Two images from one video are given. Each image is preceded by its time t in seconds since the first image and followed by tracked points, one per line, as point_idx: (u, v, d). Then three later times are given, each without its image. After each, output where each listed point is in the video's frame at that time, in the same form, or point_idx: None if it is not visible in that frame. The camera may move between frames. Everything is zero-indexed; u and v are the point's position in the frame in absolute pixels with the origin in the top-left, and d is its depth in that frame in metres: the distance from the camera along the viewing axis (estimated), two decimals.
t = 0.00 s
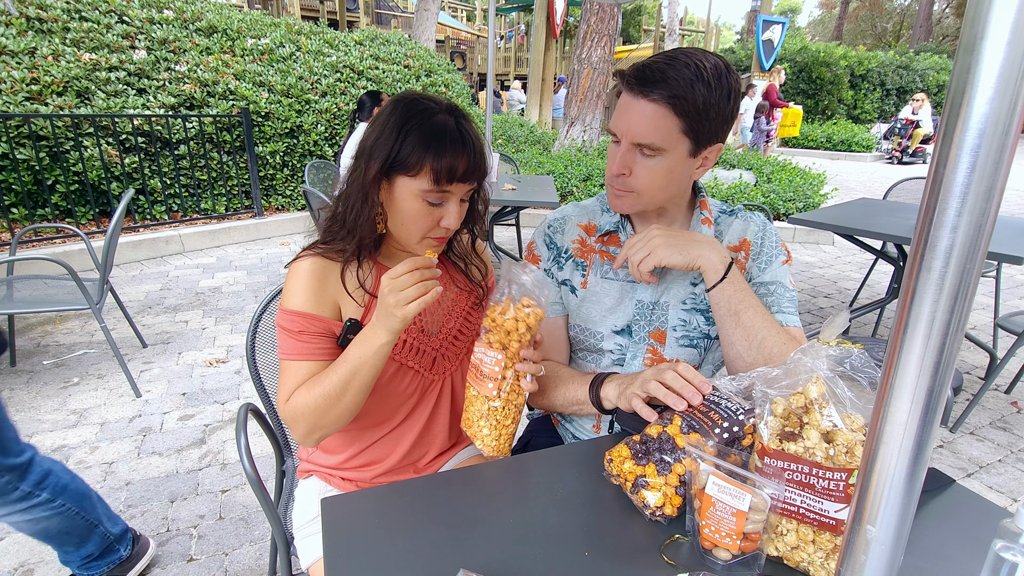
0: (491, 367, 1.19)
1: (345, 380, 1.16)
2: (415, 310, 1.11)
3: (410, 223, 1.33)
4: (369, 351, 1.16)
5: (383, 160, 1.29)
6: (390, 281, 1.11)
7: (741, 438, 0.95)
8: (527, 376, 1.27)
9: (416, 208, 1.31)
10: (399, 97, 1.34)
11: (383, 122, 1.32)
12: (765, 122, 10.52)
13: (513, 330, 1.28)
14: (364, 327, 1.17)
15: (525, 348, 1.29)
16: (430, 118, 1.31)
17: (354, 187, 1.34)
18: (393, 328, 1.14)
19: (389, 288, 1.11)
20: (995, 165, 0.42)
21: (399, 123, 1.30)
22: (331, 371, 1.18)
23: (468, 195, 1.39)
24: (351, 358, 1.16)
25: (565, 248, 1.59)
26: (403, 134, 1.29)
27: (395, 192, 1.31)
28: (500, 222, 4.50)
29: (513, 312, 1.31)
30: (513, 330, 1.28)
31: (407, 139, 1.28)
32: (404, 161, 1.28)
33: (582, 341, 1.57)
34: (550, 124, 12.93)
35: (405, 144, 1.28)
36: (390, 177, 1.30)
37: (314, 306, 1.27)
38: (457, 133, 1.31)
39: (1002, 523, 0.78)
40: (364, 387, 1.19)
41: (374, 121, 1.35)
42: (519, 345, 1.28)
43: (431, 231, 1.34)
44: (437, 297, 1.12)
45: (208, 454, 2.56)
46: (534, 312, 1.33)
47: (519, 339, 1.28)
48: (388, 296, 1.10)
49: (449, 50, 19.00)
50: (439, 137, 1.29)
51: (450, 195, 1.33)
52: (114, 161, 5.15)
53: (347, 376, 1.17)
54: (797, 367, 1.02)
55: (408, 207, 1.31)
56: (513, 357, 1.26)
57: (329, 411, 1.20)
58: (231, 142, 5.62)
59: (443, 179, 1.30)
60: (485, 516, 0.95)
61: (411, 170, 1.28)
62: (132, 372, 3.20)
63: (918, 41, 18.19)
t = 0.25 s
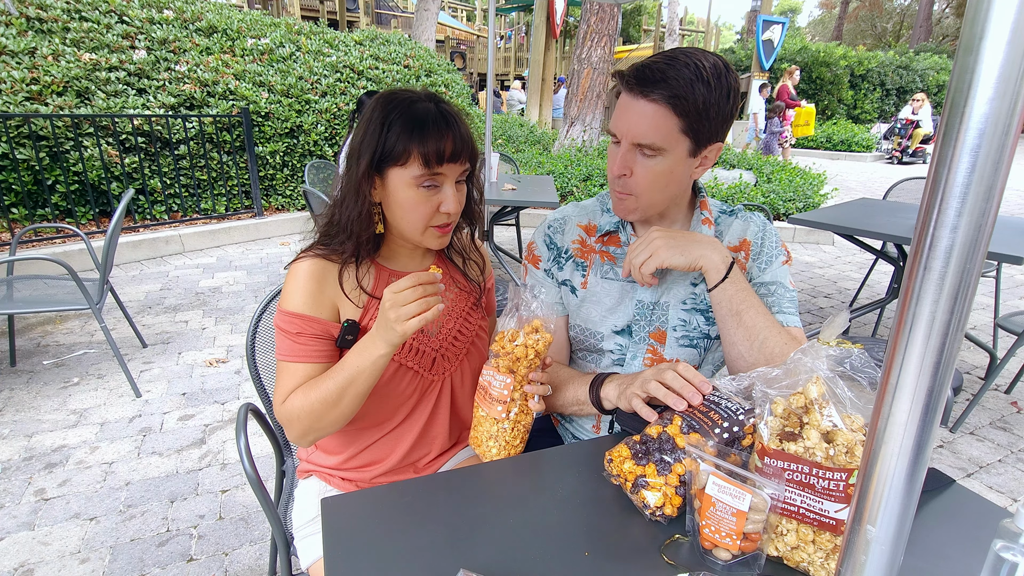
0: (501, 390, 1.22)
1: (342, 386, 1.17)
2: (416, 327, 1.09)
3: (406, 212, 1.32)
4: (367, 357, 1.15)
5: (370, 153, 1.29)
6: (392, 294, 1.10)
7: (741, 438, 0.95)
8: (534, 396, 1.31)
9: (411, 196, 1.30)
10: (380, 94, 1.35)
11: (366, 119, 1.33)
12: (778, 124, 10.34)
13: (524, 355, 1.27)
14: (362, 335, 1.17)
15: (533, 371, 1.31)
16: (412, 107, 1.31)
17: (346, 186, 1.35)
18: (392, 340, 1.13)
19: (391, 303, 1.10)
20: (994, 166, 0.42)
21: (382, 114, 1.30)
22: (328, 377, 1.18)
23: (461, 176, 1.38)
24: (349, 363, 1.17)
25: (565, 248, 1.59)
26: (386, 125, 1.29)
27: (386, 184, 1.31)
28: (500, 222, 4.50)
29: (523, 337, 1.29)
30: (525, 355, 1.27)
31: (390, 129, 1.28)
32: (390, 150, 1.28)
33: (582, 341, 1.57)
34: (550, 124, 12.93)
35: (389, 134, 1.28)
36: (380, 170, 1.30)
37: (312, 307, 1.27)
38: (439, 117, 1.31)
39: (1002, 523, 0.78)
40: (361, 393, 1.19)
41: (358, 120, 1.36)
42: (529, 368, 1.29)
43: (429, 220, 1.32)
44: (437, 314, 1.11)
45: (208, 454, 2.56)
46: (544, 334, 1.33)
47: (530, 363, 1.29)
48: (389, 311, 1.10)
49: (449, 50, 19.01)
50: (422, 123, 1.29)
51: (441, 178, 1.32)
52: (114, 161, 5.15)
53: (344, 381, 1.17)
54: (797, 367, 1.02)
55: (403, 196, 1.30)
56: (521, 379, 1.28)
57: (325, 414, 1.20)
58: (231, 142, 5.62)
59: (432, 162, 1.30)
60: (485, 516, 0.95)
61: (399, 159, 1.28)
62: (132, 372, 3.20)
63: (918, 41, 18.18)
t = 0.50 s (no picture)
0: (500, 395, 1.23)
1: (342, 384, 1.17)
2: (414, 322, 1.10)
3: (399, 208, 1.32)
4: (368, 355, 1.15)
5: (361, 151, 1.31)
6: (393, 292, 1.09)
7: (741, 438, 0.95)
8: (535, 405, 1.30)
9: (403, 191, 1.30)
10: (371, 93, 1.37)
11: (358, 118, 1.35)
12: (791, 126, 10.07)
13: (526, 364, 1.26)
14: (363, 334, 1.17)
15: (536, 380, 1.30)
16: (401, 103, 1.32)
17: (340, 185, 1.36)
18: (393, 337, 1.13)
19: (389, 299, 1.10)
20: (996, 166, 0.42)
21: (370, 112, 1.32)
22: (329, 375, 1.19)
23: (453, 169, 1.38)
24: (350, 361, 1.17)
25: (565, 249, 1.59)
26: (374, 121, 1.30)
27: (379, 182, 1.32)
28: (500, 222, 4.50)
29: (527, 346, 1.27)
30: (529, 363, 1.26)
31: (378, 125, 1.29)
32: (379, 146, 1.29)
33: (582, 341, 1.57)
34: (550, 124, 12.93)
35: (378, 130, 1.29)
36: (372, 167, 1.31)
37: (312, 306, 1.27)
38: (427, 111, 1.32)
39: (1002, 523, 0.78)
40: (361, 391, 1.19)
41: (352, 119, 1.37)
42: (531, 377, 1.28)
43: (423, 216, 1.32)
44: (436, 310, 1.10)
45: (208, 454, 2.56)
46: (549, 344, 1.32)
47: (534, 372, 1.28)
48: (388, 308, 1.10)
49: (449, 50, 19.00)
50: (409, 117, 1.30)
51: (431, 171, 1.32)
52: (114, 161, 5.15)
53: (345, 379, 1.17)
54: (797, 367, 1.02)
55: (395, 190, 1.31)
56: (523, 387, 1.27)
57: (325, 412, 1.20)
58: (231, 142, 5.62)
59: (420, 156, 1.30)
60: (485, 516, 0.95)
61: (388, 155, 1.29)
62: (132, 372, 3.20)
63: (919, 41, 18.18)
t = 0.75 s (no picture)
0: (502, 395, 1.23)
1: (345, 380, 1.17)
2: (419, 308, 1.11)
3: (396, 208, 1.32)
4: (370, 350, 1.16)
5: (359, 151, 1.31)
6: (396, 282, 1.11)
7: (741, 438, 0.95)
8: (535, 404, 1.30)
9: (400, 191, 1.30)
10: (371, 93, 1.37)
11: (357, 118, 1.35)
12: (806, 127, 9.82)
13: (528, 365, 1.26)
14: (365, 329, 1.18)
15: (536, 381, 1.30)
16: (400, 103, 1.32)
17: (338, 184, 1.36)
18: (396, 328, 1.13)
19: (394, 286, 1.11)
20: (995, 166, 0.42)
21: (370, 113, 1.32)
22: (332, 369, 1.18)
23: (451, 171, 1.37)
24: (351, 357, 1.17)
25: (565, 249, 1.59)
26: (373, 121, 1.30)
27: (377, 181, 1.32)
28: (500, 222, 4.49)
29: (527, 347, 1.27)
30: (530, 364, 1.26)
31: (377, 126, 1.29)
32: (379, 147, 1.29)
33: (581, 341, 1.57)
34: (551, 124, 12.92)
35: (377, 129, 1.29)
36: (370, 167, 1.31)
37: (311, 304, 1.27)
38: (427, 112, 1.31)
39: (1002, 523, 0.78)
40: (364, 386, 1.19)
41: (350, 119, 1.38)
42: (532, 378, 1.28)
43: (419, 217, 1.32)
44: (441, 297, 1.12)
45: (208, 454, 2.56)
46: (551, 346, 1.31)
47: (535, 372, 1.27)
48: (393, 296, 1.10)
49: (449, 50, 19.00)
50: (408, 117, 1.30)
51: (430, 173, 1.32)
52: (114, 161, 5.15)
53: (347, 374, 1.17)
54: (797, 367, 1.02)
55: (393, 191, 1.30)
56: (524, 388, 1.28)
57: (327, 408, 1.19)
58: (231, 142, 5.62)
59: (419, 157, 1.30)
60: (485, 516, 0.95)
61: (387, 155, 1.29)
62: (132, 372, 3.20)
63: (919, 41, 18.16)
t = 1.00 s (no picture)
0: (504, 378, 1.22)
1: (361, 359, 1.17)
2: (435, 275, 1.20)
3: (394, 211, 1.32)
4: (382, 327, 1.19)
5: (360, 152, 1.31)
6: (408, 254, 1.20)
7: (741, 439, 0.95)
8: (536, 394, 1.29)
9: (399, 195, 1.31)
10: (373, 93, 1.36)
11: (357, 119, 1.34)
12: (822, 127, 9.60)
13: (535, 351, 1.26)
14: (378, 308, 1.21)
15: (541, 369, 1.30)
16: (403, 106, 1.32)
17: (336, 184, 1.36)
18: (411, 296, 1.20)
19: (407, 258, 1.20)
20: (995, 166, 0.42)
21: (372, 114, 1.32)
22: (345, 353, 1.18)
23: (450, 177, 1.38)
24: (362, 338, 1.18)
25: (565, 249, 1.59)
26: (376, 124, 1.30)
27: (377, 182, 1.32)
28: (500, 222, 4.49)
29: (537, 332, 1.27)
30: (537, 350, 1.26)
31: (379, 128, 1.29)
32: (380, 149, 1.29)
33: (581, 341, 1.56)
34: (550, 124, 12.92)
35: (379, 131, 1.29)
36: (369, 169, 1.31)
37: (310, 300, 1.28)
38: (430, 117, 1.32)
39: (1002, 523, 0.78)
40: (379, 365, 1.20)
41: (350, 119, 1.37)
42: (537, 366, 1.28)
43: (416, 220, 1.33)
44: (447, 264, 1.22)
45: (208, 454, 2.56)
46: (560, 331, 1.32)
47: (541, 360, 1.27)
48: (407, 264, 1.19)
49: (449, 49, 19.00)
50: (411, 122, 1.30)
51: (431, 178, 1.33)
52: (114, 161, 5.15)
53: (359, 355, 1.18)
54: (797, 367, 1.02)
55: (392, 194, 1.31)
56: (527, 375, 1.27)
57: (343, 394, 1.18)
58: (231, 142, 5.62)
59: (421, 162, 1.30)
60: (485, 515, 0.96)
61: (388, 158, 1.29)
62: (132, 372, 3.20)
63: (919, 41, 18.15)
